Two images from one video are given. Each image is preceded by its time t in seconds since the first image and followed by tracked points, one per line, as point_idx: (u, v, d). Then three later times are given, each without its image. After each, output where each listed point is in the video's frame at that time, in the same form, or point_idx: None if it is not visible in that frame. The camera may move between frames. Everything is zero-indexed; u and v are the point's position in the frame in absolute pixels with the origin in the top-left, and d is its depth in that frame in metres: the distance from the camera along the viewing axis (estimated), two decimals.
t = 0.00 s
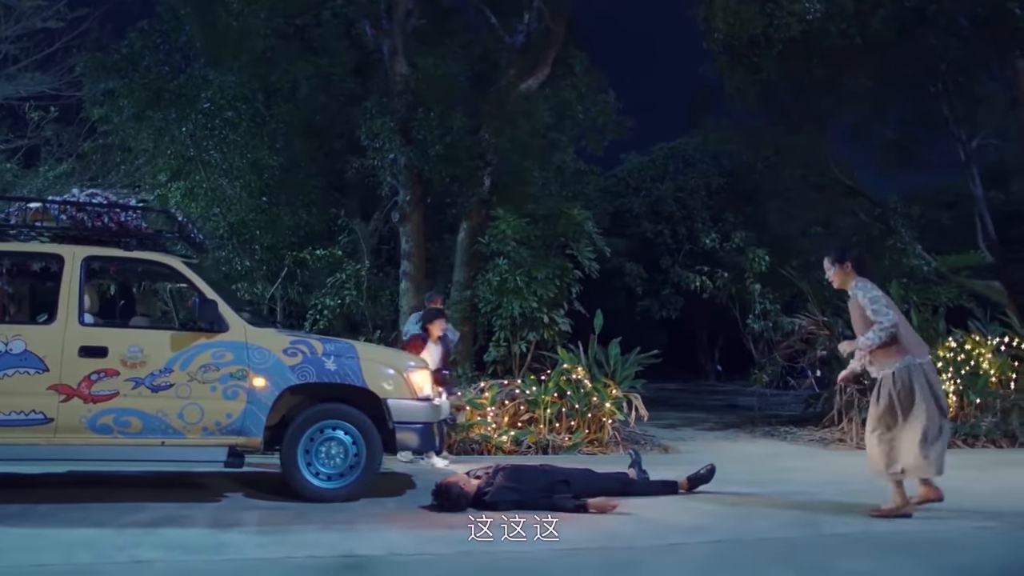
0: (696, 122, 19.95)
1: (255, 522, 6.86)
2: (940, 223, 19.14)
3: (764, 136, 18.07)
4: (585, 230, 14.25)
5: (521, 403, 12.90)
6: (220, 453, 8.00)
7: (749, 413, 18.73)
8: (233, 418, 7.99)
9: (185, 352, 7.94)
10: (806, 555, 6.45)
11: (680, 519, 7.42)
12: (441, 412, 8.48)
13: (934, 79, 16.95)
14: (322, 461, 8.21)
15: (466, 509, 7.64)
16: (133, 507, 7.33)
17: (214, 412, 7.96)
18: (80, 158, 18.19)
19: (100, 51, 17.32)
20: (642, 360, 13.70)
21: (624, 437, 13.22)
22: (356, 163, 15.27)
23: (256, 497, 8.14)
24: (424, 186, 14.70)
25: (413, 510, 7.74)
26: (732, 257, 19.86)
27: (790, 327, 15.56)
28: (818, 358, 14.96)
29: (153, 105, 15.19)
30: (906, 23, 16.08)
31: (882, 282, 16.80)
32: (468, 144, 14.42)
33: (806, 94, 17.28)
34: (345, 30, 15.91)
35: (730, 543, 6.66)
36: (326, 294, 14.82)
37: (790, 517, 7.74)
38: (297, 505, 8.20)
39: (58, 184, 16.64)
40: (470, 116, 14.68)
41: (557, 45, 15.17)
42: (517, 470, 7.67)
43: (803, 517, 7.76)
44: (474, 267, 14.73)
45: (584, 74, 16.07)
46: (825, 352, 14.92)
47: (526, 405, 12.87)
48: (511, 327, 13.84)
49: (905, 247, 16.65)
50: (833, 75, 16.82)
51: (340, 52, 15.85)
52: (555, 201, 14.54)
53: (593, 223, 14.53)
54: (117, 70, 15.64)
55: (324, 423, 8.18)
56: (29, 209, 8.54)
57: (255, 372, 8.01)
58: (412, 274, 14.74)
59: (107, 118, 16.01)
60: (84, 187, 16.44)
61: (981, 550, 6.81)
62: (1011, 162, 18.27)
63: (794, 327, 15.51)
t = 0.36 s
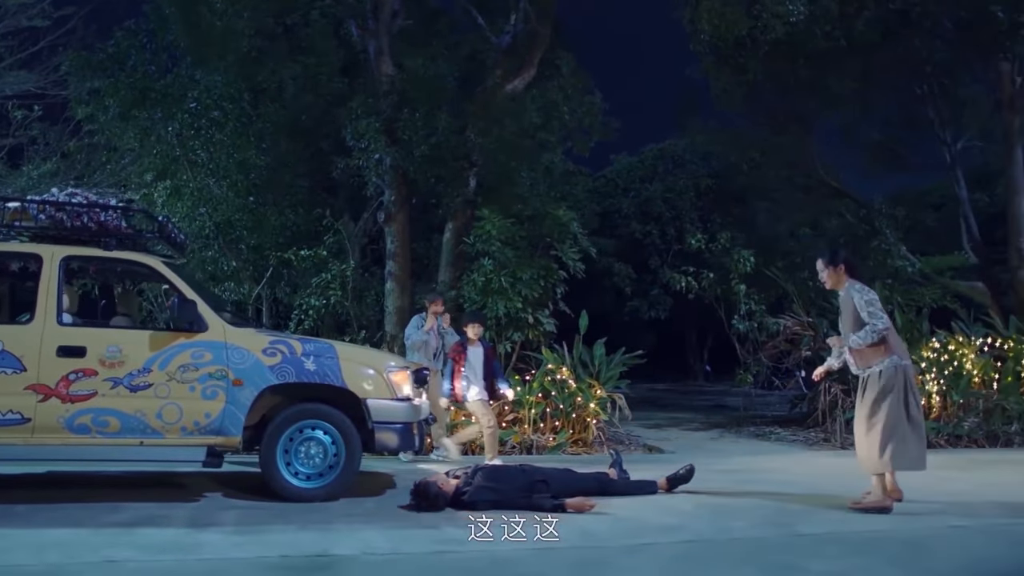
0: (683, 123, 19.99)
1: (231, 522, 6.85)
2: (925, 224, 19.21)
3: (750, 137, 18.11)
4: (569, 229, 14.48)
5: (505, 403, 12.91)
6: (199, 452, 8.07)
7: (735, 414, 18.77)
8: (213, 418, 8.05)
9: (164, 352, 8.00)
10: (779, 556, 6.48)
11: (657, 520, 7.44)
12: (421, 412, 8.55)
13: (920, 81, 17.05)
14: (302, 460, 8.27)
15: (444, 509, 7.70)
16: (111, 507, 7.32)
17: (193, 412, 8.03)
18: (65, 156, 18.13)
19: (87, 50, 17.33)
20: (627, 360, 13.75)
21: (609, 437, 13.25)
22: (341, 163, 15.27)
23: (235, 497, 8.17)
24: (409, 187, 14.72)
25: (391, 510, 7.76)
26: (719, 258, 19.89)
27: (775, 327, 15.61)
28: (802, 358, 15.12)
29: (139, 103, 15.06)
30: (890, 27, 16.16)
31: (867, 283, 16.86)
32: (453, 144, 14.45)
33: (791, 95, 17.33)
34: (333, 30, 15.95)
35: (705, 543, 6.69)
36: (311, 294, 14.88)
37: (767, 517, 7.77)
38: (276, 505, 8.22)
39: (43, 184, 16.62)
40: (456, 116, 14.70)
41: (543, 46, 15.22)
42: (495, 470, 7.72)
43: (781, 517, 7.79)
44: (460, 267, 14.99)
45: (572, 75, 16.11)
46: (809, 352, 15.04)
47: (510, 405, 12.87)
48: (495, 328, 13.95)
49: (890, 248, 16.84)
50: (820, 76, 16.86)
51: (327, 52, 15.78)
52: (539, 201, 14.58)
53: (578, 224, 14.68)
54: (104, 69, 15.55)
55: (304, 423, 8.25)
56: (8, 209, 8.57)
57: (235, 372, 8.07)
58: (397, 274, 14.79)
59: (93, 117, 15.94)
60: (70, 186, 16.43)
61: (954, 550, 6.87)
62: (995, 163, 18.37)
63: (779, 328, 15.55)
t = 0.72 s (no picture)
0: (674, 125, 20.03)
1: (214, 523, 6.88)
2: (916, 227, 19.28)
3: (742, 139, 18.14)
4: (558, 230, 14.53)
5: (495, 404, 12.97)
6: (183, 453, 8.13)
7: (725, 415, 18.81)
8: (197, 419, 8.13)
9: (148, 353, 8.06)
10: (758, 556, 6.54)
11: (638, 520, 7.50)
12: (406, 414, 8.67)
13: (911, 83, 17.10)
14: (285, 461, 8.38)
15: (428, 510, 7.75)
16: (95, 508, 7.33)
17: (177, 413, 8.09)
18: (55, 157, 18.12)
19: (78, 51, 17.32)
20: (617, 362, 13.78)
21: (598, 439, 13.31)
22: (332, 165, 15.28)
23: (220, 498, 8.22)
24: (400, 188, 14.77)
25: (375, 511, 7.81)
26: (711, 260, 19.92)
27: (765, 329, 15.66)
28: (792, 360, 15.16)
29: (130, 105, 14.88)
30: (879, 29, 16.21)
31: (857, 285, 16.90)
32: (444, 145, 14.47)
33: (782, 97, 17.37)
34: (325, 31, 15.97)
35: (684, 544, 6.75)
36: (302, 296, 14.94)
37: (749, 518, 7.83)
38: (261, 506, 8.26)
39: (34, 185, 16.63)
40: (446, 117, 14.73)
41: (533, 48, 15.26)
42: (479, 471, 7.82)
43: (763, 518, 7.84)
44: (449, 268, 15.01)
45: (563, 76, 16.14)
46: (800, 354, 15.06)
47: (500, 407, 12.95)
48: (486, 329, 13.97)
49: (880, 250, 16.86)
50: (810, 78, 16.91)
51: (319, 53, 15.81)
52: (530, 202, 14.63)
53: (568, 225, 14.75)
54: (95, 70, 15.19)
55: (287, 424, 8.36)
56: None
57: (219, 373, 8.16)
58: (388, 275, 14.84)
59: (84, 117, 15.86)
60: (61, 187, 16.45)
61: (932, 551, 6.93)
62: (985, 166, 18.46)
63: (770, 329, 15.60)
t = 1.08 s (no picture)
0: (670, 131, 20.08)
1: (203, 527, 6.93)
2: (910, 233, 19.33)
3: (737, 144, 18.16)
4: (551, 236, 14.61)
5: (487, 410, 12.97)
6: (171, 458, 8.29)
7: (721, 421, 18.83)
8: (185, 424, 8.26)
9: (137, 359, 8.19)
10: (743, 561, 6.61)
11: (625, 525, 7.56)
12: (395, 419, 8.83)
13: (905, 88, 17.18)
14: (274, 466, 8.55)
15: (415, 515, 7.80)
16: (83, 513, 7.38)
17: (165, 417, 8.23)
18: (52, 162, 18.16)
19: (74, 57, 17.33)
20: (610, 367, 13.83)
21: (591, 443, 13.30)
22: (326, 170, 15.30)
23: (209, 503, 8.27)
24: (394, 194, 14.85)
25: (364, 516, 7.88)
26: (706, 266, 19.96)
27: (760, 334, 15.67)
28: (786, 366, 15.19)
29: (126, 110, 14.89)
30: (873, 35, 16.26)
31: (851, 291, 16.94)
32: (438, 151, 14.52)
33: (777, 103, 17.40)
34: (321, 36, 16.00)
35: (670, 548, 6.82)
36: (295, 301, 15.01)
37: (735, 522, 7.89)
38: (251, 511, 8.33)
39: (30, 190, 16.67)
40: (441, 123, 14.77)
41: (528, 54, 15.31)
42: (467, 476, 7.86)
43: (749, 522, 7.91)
44: (444, 274, 14.94)
45: (559, 82, 16.16)
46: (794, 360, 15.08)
47: (492, 412, 12.96)
48: (480, 334, 14.02)
49: (874, 256, 16.89)
50: (805, 84, 16.94)
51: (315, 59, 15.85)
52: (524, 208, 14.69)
53: (562, 231, 14.83)
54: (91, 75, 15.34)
55: (277, 429, 8.52)
56: None
57: (207, 379, 8.29)
58: (381, 281, 14.90)
59: (79, 122, 15.85)
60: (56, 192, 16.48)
61: (916, 555, 7.00)
62: (980, 171, 18.48)
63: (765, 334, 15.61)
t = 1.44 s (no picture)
0: (668, 137, 20.09)
1: (192, 532, 6.96)
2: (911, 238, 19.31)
3: (734, 150, 18.18)
4: (547, 242, 14.65)
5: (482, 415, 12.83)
6: (162, 463, 8.31)
7: (718, 426, 18.82)
8: (176, 429, 8.31)
9: (128, 364, 8.26)
10: (730, 567, 6.64)
11: (614, 531, 7.59)
12: (386, 425, 8.87)
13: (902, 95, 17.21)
14: (265, 472, 8.62)
15: (405, 520, 7.86)
16: (74, 518, 7.41)
17: (156, 423, 8.28)
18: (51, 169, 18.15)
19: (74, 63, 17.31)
20: (605, 373, 13.88)
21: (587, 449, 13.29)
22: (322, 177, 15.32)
23: (200, 508, 8.30)
24: (391, 201, 14.92)
25: (355, 522, 7.91)
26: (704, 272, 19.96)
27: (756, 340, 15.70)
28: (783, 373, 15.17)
29: (124, 116, 14.93)
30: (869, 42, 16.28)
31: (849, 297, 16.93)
32: (435, 158, 14.55)
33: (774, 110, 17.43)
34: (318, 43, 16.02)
35: (657, 555, 6.85)
36: (292, 307, 15.13)
37: (723, 528, 7.91)
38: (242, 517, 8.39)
39: (29, 196, 16.67)
40: (438, 130, 14.80)
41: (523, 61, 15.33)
42: (458, 482, 7.92)
43: (737, 528, 7.93)
44: (439, 280, 15.12)
45: (555, 89, 16.19)
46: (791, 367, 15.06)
47: (488, 418, 12.83)
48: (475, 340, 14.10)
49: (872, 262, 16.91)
50: (802, 90, 16.95)
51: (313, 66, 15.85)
52: (520, 214, 14.75)
53: (558, 237, 14.88)
54: (91, 83, 15.29)
55: (268, 434, 8.57)
56: None
57: (198, 385, 8.35)
58: (377, 287, 15.04)
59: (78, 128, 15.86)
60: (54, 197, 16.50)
61: (902, 561, 7.03)
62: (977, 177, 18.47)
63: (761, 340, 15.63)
